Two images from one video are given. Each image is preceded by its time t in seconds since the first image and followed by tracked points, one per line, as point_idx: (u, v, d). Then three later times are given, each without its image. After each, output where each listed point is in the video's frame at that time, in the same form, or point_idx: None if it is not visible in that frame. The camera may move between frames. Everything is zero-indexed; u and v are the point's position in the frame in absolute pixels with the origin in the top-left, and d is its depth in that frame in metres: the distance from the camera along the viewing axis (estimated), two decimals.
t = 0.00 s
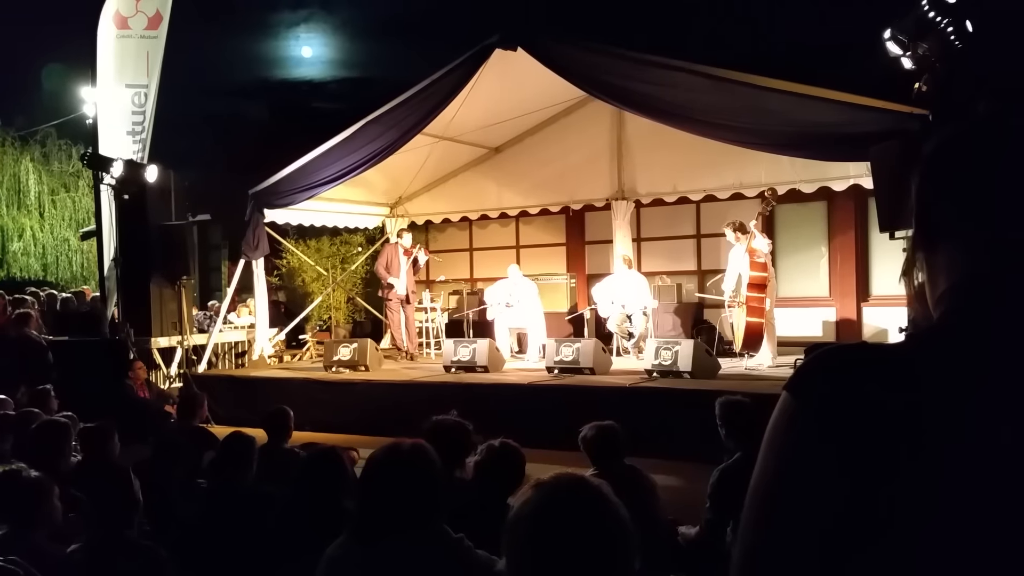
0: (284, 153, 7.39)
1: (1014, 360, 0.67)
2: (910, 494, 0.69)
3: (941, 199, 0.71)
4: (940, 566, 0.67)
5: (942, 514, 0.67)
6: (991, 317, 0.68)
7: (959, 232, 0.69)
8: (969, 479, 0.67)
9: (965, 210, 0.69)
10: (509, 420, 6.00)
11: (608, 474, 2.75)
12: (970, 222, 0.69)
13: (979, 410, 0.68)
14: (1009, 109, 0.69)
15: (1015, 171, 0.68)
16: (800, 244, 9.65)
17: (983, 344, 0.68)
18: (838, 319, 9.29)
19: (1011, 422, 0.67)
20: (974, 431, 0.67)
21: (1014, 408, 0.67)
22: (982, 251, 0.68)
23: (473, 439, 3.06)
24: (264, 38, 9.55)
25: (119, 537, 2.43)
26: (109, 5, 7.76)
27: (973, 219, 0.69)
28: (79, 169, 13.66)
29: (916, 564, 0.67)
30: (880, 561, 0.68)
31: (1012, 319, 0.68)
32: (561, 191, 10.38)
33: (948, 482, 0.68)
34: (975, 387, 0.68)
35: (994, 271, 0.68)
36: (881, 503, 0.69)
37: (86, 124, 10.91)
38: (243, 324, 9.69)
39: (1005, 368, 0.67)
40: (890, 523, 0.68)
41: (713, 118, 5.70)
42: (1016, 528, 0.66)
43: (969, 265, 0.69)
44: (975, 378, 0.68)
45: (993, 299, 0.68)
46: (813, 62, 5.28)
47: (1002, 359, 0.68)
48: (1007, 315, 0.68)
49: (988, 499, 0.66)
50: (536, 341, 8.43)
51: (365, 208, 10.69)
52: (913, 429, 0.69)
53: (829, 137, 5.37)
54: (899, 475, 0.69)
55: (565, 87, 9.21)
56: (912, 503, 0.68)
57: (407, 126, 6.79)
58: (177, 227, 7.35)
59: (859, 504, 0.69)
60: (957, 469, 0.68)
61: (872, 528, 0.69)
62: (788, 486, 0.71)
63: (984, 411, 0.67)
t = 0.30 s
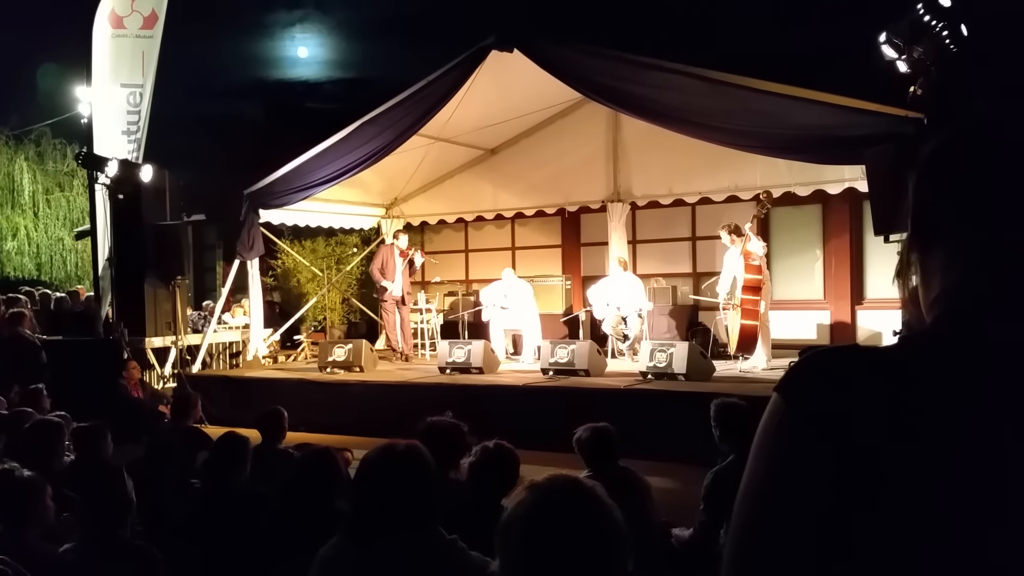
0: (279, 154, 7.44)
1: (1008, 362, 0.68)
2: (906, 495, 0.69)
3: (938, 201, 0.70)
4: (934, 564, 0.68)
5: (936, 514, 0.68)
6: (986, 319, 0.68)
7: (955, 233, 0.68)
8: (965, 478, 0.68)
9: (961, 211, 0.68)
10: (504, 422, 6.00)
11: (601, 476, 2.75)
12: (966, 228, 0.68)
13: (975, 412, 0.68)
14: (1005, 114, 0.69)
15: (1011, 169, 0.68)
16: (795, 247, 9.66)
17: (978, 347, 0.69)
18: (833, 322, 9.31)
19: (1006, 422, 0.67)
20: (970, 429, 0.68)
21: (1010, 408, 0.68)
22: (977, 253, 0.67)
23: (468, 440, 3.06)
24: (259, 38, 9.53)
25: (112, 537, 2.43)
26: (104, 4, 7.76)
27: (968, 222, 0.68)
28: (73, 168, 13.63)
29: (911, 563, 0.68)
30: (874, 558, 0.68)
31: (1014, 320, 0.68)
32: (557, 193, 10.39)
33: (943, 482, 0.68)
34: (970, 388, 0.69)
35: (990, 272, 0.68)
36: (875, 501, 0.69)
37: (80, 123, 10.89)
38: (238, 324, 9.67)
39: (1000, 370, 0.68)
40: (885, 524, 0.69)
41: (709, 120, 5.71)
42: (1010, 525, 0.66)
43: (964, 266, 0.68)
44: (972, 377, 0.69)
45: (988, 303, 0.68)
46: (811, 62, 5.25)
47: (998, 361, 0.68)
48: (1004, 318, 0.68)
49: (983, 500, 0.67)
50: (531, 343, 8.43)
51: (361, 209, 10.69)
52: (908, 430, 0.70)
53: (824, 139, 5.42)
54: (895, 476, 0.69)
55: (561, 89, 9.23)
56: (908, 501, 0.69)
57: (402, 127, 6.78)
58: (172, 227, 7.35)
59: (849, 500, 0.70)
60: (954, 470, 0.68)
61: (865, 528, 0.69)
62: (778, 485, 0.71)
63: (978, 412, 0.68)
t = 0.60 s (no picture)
0: (277, 153, 7.46)
1: (1007, 361, 0.67)
2: (899, 495, 0.69)
3: (930, 203, 0.71)
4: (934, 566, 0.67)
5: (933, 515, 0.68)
6: (984, 317, 0.67)
7: (947, 234, 0.69)
8: (963, 480, 0.67)
9: (950, 212, 0.69)
10: (500, 422, 6.00)
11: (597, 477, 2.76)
12: (960, 231, 0.69)
13: (975, 412, 0.67)
14: (1000, 118, 0.70)
15: (1006, 171, 0.68)
16: (791, 248, 9.66)
17: (977, 347, 0.68)
18: (830, 323, 9.30)
19: (1006, 423, 0.66)
20: (971, 431, 0.67)
21: (1010, 408, 0.66)
22: (970, 252, 0.68)
23: (463, 442, 3.05)
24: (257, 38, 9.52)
25: (109, 536, 2.43)
26: (102, 3, 7.75)
27: (961, 223, 0.69)
28: (71, 168, 13.65)
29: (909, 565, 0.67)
30: (870, 559, 0.68)
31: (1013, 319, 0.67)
32: (554, 193, 10.38)
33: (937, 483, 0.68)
34: (970, 389, 0.67)
35: (985, 272, 0.67)
36: (870, 503, 0.69)
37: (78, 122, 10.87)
38: (234, 324, 9.67)
39: (1000, 372, 0.67)
40: (882, 523, 0.68)
41: (707, 121, 5.69)
42: (1006, 526, 0.66)
43: (957, 266, 0.68)
44: (973, 377, 0.68)
45: (984, 303, 0.67)
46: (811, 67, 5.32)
47: (998, 361, 0.67)
48: (1001, 317, 0.67)
49: (981, 501, 0.67)
50: (528, 343, 8.42)
51: (358, 209, 10.69)
52: (901, 431, 0.69)
53: (824, 140, 5.35)
54: (890, 476, 0.69)
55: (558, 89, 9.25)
56: (903, 503, 0.68)
57: (399, 128, 6.76)
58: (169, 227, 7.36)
59: (841, 502, 0.69)
60: (955, 473, 0.68)
61: (859, 528, 0.68)
62: (767, 485, 0.70)
63: (981, 410, 0.67)
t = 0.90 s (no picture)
0: (276, 153, 7.48)
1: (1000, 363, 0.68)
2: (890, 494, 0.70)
3: (931, 210, 0.70)
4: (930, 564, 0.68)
5: (924, 514, 0.69)
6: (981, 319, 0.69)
7: (941, 235, 0.69)
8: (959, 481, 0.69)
9: (952, 218, 0.69)
10: (499, 422, 6.00)
11: (596, 476, 2.76)
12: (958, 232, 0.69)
13: (969, 412, 0.69)
14: (991, 112, 0.68)
15: (1007, 172, 0.67)
16: (791, 248, 9.65)
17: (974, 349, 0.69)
18: (829, 322, 9.31)
19: (1004, 422, 0.68)
20: (969, 430, 0.69)
21: (1004, 410, 0.68)
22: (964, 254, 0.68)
23: (462, 441, 3.05)
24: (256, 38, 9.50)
25: (107, 534, 2.43)
26: (100, 4, 7.75)
27: (959, 224, 0.68)
28: (70, 168, 13.64)
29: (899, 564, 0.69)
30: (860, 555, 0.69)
31: (1007, 320, 0.68)
32: (554, 193, 10.36)
33: (926, 481, 0.70)
34: (963, 390, 0.69)
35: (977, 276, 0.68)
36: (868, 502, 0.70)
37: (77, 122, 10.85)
38: (233, 324, 9.67)
39: (994, 373, 0.68)
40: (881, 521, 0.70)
41: (706, 121, 5.69)
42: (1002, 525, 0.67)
43: (950, 268, 0.69)
44: (968, 376, 0.69)
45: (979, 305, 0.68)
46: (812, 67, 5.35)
47: (994, 364, 0.68)
48: (993, 320, 0.68)
49: (972, 499, 0.68)
50: (527, 343, 8.42)
51: (356, 209, 10.68)
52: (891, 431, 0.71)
53: (825, 139, 5.33)
54: (883, 475, 0.70)
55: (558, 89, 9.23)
56: (896, 501, 0.70)
57: (398, 128, 6.79)
58: (168, 227, 7.37)
59: (823, 497, 0.70)
60: (954, 472, 0.69)
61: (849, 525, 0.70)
62: (751, 483, 0.71)
63: (977, 410, 0.68)
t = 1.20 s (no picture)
0: (273, 153, 7.46)
1: (1002, 364, 0.68)
2: (892, 498, 0.69)
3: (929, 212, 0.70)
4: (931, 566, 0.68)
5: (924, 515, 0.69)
6: (979, 322, 0.68)
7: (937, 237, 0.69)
8: (963, 483, 0.68)
9: (949, 224, 0.69)
10: (497, 422, 5.99)
11: (595, 476, 2.75)
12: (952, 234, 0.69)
13: (968, 415, 0.69)
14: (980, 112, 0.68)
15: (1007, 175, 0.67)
16: (788, 248, 9.67)
17: (971, 352, 0.69)
18: (826, 322, 9.33)
19: (1002, 423, 0.68)
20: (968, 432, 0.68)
21: (1004, 411, 0.68)
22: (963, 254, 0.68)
23: (462, 441, 3.05)
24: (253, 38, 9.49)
25: (103, 536, 2.42)
26: (97, 4, 7.74)
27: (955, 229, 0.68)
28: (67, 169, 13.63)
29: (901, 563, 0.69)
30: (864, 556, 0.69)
31: (1007, 319, 0.68)
32: (552, 193, 10.36)
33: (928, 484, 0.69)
34: (960, 392, 0.69)
35: (974, 276, 0.68)
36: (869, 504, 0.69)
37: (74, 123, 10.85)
38: (231, 325, 9.67)
39: (992, 375, 0.68)
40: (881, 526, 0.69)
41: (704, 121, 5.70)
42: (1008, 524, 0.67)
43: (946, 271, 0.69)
44: (964, 379, 0.69)
45: (978, 309, 0.68)
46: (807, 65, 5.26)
47: (991, 365, 0.68)
48: (991, 321, 0.68)
49: (972, 500, 0.68)
50: (525, 343, 8.41)
51: (354, 210, 10.68)
52: (891, 433, 0.70)
53: (825, 140, 5.41)
54: (885, 480, 0.70)
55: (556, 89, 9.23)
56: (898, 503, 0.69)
57: (396, 129, 6.82)
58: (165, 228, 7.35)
59: (820, 500, 0.69)
60: (953, 473, 0.69)
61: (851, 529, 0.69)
62: (750, 489, 0.71)
63: (976, 412, 0.68)
